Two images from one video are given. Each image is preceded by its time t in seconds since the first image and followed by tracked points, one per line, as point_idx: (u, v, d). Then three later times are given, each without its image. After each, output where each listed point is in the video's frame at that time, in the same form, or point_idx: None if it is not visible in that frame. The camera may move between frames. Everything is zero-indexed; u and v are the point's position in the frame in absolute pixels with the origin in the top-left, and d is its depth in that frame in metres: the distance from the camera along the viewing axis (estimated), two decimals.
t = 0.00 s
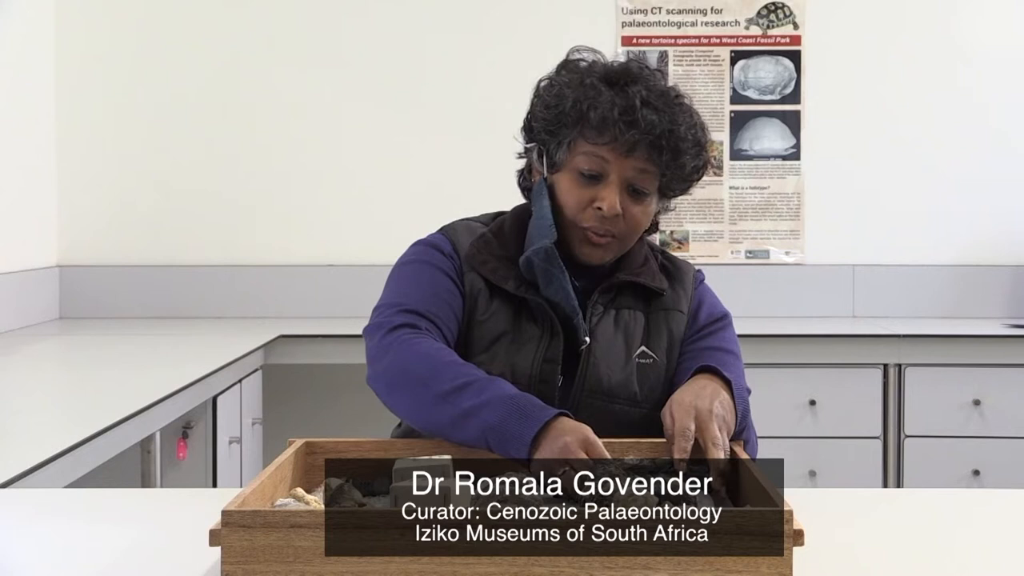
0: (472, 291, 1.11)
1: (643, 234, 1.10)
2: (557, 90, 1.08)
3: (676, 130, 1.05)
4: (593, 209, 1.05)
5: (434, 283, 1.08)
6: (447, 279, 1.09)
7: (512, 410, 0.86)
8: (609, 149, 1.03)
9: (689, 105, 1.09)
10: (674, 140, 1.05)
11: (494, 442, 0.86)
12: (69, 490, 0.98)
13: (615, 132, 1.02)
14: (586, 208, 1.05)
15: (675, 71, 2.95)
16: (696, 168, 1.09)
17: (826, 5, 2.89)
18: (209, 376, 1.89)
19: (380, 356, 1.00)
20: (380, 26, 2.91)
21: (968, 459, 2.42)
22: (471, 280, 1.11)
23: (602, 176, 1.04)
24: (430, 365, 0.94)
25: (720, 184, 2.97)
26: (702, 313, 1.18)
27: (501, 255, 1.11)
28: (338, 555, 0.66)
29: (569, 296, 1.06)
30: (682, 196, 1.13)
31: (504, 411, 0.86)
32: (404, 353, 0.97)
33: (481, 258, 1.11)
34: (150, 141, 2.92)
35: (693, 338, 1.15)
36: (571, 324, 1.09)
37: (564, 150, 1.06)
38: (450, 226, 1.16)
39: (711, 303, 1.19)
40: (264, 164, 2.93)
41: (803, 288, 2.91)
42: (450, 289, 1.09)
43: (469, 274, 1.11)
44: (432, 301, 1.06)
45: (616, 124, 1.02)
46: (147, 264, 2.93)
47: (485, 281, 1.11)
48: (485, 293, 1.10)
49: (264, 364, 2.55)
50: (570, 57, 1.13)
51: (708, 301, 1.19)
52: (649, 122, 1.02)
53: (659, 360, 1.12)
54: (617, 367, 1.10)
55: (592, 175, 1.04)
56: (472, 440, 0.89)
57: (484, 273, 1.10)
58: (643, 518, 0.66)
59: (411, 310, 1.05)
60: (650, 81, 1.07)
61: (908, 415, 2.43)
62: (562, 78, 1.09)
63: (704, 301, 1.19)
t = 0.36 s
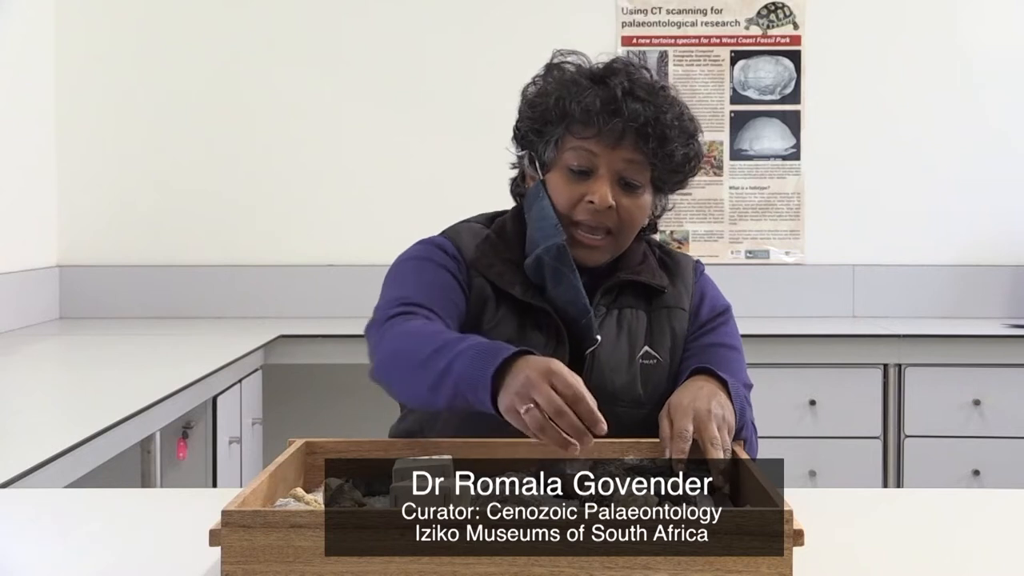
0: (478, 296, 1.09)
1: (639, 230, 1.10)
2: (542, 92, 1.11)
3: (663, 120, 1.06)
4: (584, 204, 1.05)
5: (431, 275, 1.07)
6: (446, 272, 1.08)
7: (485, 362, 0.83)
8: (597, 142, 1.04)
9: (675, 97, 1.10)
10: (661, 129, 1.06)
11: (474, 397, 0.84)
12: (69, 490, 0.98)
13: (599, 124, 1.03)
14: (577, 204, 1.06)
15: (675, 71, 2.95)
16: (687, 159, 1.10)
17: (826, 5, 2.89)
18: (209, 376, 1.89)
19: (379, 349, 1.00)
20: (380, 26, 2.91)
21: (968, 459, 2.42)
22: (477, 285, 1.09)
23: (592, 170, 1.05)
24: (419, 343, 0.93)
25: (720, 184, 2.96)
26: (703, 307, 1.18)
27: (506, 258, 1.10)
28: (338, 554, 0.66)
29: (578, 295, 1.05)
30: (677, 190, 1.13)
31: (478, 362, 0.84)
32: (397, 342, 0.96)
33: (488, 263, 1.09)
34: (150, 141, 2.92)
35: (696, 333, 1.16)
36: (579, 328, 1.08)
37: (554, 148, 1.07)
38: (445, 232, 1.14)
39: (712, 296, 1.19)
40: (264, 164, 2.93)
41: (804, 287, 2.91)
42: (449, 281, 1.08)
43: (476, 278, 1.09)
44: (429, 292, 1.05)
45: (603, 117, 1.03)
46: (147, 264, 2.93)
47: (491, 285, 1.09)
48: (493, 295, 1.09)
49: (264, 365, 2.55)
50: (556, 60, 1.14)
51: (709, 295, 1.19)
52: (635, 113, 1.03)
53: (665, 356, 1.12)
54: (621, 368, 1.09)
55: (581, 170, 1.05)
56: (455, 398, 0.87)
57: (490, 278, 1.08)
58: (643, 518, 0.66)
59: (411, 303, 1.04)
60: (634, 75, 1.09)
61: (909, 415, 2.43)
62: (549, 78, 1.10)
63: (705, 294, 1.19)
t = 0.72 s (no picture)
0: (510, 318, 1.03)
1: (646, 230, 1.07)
2: (536, 95, 1.07)
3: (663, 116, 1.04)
4: (593, 208, 1.02)
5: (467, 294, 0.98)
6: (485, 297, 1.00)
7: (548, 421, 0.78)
8: (601, 143, 1.01)
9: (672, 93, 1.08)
10: (662, 125, 1.04)
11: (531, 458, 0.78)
12: (69, 490, 0.98)
13: (603, 124, 1.01)
14: (585, 208, 1.03)
15: (675, 71, 2.95)
16: (687, 155, 1.09)
17: (826, 5, 2.89)
18: (208, 376, 1.89)
19: (420, 384, 0.93)
20: (381, 26, 2.91)
21: (968, 459, 2.42)
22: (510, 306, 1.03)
23: (598, 172, 1.02)
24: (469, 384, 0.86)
25: (720, 184, 2.96)
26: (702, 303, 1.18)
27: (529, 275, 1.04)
28: (338, 555, 0.65)
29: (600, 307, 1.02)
30: (677, 189, 1.11)
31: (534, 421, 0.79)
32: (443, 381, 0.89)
33: (517, 285, 1.03)
34: (150, 141, 2.92)
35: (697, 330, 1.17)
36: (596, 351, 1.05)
37: (556, 152, 1.04)
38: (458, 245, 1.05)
39: (711, 289, 1.20)
40: (264, 164, 2.93)
41: (804, 287, 2.91)
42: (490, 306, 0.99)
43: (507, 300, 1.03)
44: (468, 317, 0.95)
45: (605, 117, 1.01)
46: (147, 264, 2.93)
47: (525, 307, 1.03)
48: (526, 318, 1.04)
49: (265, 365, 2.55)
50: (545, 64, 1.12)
51: (708, 288, 1.20)
52: (636, 110, 1.01)
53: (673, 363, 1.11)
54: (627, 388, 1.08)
55: (587, 172, 1.02)
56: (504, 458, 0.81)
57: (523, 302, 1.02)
58: (643, 518, 0.66)
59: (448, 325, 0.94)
60: (629, 73, 1.07)
61: (908, 415, 2.43)
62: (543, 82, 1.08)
63: (704, 288, 1.19)
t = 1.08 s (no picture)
0: (509, 324, 1.03)
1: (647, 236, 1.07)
2: (536, 100, 1.07)
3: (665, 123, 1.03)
4: (593, 214, 1.02)
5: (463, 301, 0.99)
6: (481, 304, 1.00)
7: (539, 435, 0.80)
8: (601, 151, 1.00)
9: (672, 98, 1.07)
10: (664, 131, 1.03)
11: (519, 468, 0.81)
12: (69, 490, 0.98)
13: (602, 132, 1.00)
14: (586, 215, 1.02)
15: (675, 71, 2.95)
16: (689, 160, 1.08)
17: (826, 5, 2.89)
18: (208, 376, 1.89)
19: (415, 390, 0.95)
20: (381, 26, 2.91)
21: (968, 459, 2.42)
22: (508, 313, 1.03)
23: (599, 179, 1.02)
24: (463, 394, 0.87)
25: (720, 185, 2.96)
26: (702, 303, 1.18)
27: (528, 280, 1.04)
28: (338, 554, 0.65)
29: (600, 310, 1.02)
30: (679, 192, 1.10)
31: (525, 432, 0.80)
32: (435, 391, 0.90)
33: (516, 290, 1.03)
34: (150, 141, 2.92)
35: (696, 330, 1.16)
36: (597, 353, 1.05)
37: (556, 159, 1.04)
38: (457, 250, 1.06)
39: (711, 288, 1.19)
40: (264, 164, 2.93)
41: (803, 287, 2.91)
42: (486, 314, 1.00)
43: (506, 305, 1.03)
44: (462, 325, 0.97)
45: (605, 125, 1.00)
46: (147, 264, 2.92)
47: (523, 313, 1.03)
48: (525, 323, 1.03)
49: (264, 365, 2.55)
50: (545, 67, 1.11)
51: (708, 287, 1.19)
52: (637, 118, 1.00)
53: (675, 363, 1.11)
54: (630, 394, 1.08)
55: (588, 179, 1.01)
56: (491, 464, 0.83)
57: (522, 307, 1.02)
58: (643, 518, 0.66)
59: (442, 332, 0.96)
60: (630, 78, 1.06)
61: (908, 415, 2.43)
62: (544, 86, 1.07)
63: (704, 287, 1.19)
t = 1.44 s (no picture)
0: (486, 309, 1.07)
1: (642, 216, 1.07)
2: (523, 91, 1.12)
3: (649, 99, 1.07)
4: (585, 190, 1.02)
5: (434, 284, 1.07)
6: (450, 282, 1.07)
7: (485, 354, 0.88)
8: (589, 129, 1.04)
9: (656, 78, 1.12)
10: (648, 108, 1.07)
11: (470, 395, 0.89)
12: (69, 490, 0.98)
13: (588, 108, 1.04)
14: (578, 192, 1.03)
15: (675, 71, 2.95)
16: (678, 136, 1.11)
17: (826, 5, 2.89)
18: (208, 376, 1.89)
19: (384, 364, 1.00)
20: (380, 26, 2.91)
21: (968, 459, 2.42)
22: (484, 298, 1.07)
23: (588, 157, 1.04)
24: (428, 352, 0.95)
25: (720, 184, 2.96)
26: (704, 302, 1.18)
27: (510, 267, 1.08)
28: (338, 555, 0.65)
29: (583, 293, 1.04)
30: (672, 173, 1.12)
31: (473, 356, 0.89)
32: (401, 351, 0.99)
33: (493, 275, 1.07)
34: (150, 141, 2.92)
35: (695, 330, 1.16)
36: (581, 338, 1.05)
37: (547, 144, 1.07)
38: (448, 237, 1.12)
39: (714, 290, 1.19)
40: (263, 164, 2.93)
41: (803, 287, 2.91)
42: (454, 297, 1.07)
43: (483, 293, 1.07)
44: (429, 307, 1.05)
45: (590, 104, 1.05)
46: (147, 264, 2.93)
47: (500, 298, 1.07)
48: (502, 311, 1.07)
49: (264, 364, 2.55)
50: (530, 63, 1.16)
51: (711, 288, 1.19)
52: (620, 95, 1.05)
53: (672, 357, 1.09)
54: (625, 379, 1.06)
55: (578, 158, 1.04)
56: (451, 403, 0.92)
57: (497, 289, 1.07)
58: (643, 518, 0.66)
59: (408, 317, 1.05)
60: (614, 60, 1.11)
61: (908, 415, 2.43)
62: (531, 77, 1.12)
63: (707, 289, 1.19)
